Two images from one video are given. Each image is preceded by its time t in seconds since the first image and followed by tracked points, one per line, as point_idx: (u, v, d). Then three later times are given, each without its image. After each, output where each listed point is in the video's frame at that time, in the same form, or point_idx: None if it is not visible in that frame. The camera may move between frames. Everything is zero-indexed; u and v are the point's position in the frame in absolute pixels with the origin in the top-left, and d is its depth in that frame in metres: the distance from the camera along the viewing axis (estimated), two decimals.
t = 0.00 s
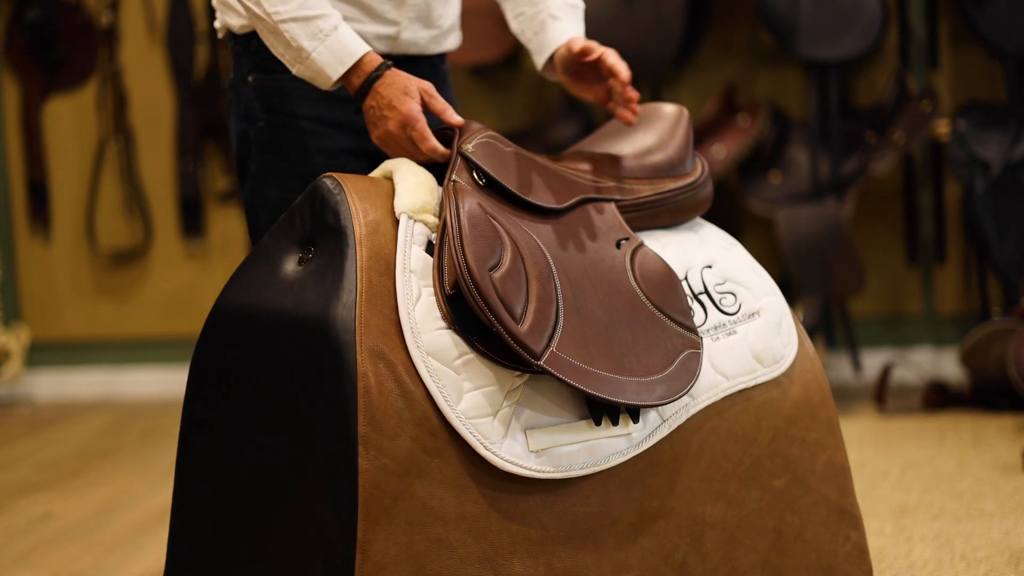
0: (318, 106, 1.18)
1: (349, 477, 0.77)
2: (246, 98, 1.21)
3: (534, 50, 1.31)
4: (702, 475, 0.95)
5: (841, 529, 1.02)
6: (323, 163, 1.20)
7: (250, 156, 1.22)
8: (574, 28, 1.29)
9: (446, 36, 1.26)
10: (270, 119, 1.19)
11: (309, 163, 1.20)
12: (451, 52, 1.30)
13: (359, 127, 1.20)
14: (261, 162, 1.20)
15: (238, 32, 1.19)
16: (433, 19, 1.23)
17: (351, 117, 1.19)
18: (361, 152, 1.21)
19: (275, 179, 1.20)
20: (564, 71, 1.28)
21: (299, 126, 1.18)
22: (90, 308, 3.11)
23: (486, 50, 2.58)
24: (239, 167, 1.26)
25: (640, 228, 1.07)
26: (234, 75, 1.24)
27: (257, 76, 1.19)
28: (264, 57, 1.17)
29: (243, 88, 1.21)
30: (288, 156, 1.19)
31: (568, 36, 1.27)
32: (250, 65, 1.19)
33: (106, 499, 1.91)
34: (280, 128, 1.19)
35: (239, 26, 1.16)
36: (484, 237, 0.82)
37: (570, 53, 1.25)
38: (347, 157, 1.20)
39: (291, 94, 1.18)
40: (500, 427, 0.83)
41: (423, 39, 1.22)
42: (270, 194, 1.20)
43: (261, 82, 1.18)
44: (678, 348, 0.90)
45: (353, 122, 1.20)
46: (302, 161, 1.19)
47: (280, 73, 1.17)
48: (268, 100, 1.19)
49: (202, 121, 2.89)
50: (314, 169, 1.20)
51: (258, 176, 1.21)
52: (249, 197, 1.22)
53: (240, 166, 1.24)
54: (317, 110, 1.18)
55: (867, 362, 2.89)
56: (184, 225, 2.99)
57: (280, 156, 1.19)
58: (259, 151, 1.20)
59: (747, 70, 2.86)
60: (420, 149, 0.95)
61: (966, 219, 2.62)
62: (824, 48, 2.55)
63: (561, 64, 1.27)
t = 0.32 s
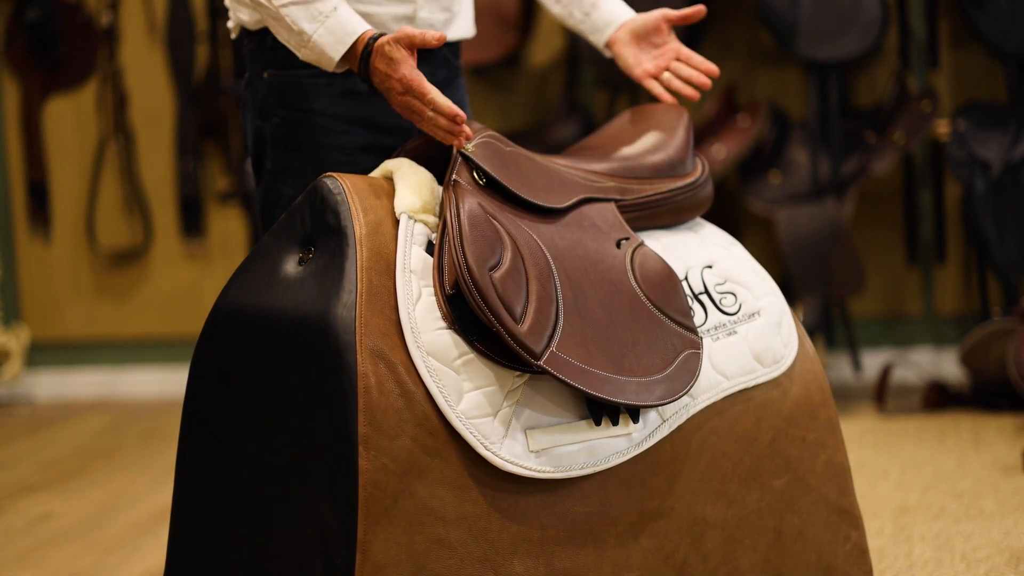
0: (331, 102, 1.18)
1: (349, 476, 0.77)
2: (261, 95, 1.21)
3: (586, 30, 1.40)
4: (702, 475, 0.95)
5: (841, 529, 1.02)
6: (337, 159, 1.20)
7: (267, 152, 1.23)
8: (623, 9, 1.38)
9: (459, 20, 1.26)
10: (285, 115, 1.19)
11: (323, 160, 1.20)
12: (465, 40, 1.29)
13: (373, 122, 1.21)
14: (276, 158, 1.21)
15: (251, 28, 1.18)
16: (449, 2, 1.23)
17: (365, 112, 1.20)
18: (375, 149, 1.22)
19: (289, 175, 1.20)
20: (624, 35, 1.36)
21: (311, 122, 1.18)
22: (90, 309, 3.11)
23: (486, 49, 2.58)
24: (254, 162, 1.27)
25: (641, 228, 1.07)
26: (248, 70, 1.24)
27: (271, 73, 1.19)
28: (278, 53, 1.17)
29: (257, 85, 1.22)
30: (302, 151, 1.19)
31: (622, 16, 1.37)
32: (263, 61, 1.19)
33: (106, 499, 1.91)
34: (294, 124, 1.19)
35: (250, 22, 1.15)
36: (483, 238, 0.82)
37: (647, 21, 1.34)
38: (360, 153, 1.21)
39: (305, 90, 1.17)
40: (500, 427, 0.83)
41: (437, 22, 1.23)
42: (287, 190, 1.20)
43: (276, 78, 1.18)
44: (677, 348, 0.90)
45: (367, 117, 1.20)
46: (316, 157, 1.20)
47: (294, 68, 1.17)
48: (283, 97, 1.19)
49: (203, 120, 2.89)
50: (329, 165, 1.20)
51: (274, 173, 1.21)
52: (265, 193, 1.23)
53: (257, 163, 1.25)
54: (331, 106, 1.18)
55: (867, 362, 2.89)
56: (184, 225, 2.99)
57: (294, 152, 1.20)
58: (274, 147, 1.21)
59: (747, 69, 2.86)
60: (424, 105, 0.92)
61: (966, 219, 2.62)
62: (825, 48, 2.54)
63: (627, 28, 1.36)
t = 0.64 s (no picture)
0: (334, 101, 1.18)
1: (349, 476, 0.77)
2: (265, 94, 1.21)
3: (577, 35, 1.40)
4: (702, 475, 0.95)
5: (841, 529, 1.02)
6: (339, 158, 1.20)
7: (270, 151, 1.22)
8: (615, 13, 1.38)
9: (461, 16, 1.27)
10: (287, 115, 1.19)
11: (326, 158, 1.20)
12: (468, 35, 1.30)
13: (376, 120, 1.21)
14: (278, 157, 1.21)
15: (254, 27, 1.18)
16: None
17: (368, 111, 1.20)
18: (377, 147, 1.22)
19: (292, 174, 1.20)
20: (619, 41, 1.37)
21: (314, 121, 1.18)
22: (90, 309, 3.11)
23: (486, 49, 2.58)
24: (257, 163, 1.27)
25: (641, 228, 1.07)
26: (251, 71, 1.24)
27: (274, 72, 1.19)
28: (281, 51, 1.17)
29: (260, 85, 1.22)
30: (305, 151, 1.19)
31: (614, 20, 1.37)
32: (266, 60, 1.19)
33: (106, 499, 1.91)
34: (297, 123, 1.19)
35: (253, 19, 1.15)
36: (483, 238, 0.82)
37: (639, 23, 1.34)
38: (363, 151, 1.21)
39: (308, 88, 1.17)
40: (500, 427, 0.83)
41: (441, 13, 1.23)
42: (290, 190, 1.20)
43: (279, 77, 1.18)
44: (676, 347, 0.90)
45: (371, 115, 1.20)
46: (319, 156, 1.19)
47: (296, 67, 1.17)
48: (285, 96, 1.19)
49: (203, 120, 2.89)
50: (331, 165, 1.20)
51: (277, 172, 1.21)
52: (268, 193, 1.23)
53: (260, 164, 1.25)
54: (335, 105, 1.18)
55: (867, 362, 2.89)
56: (184, 225, 2.99)
57: (296, 152, 1.20)
58: (276, 147, 1.21)
59: (747, 69, 2.86)
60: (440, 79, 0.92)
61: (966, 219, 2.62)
62: (825, 47, 2.54)
63: (620, 33, 1.36)
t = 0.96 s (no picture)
0: (335, 100, 1.18)
1: (349, 476, 0.77)
2: (267, 94, 1.22)
3: (570, 42, 1.40)
4: (702, 475, 0.95)
5: (841, 529, 1.02)
6: (340, 157, 1.20)
7: (271, 151, 1.23)
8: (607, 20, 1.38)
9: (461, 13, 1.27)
10: (288, 114, 1.19)
11: (326, 157, 1.20)
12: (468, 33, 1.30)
13: (377, 120, 1.21)
14: (280, 157, 1.21)
15: (256, 27, 1.18)
16: None
17: (369, 111, 1.20)
18: (378, 147, 1.22)
19: (293, 174, 1.20)
20: (610, 52, 1.36)
21: (315, 121, 1.19)
22: (90, 308, 3.11)
23: (486, 49, 2.58)
24: (259, 162, 1.27)
25: (641, 227, 1.07)
26: (253, 70, 1.24)
27: (275, 72, 1.19)
28: (282, 51, 1.17)
29: (263, 85, 1.22)
30: (307, 150, 1.19)
31: (605, 28, 1.36)
32: (267, 61, 1.19)
33: (106, 499, 1.91)
34: (299, 122, 1.19)
35: (255, 20, 1.15)
36: (483, 238, 0.82)
37: (628, 35, 1.33)
38: (364, 151, 1.21)
39: (310, 88, 1.17)
40: (499, 427, 0.83)
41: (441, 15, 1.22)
42: (291, 189, 1.20)
43: (280, 77, 1.18)
44: (677, 347, 0.90)
45: (372, 115, 1.20)
46: (320, 156, 1.20)
47: (297, 67, 1.17)
48: (286, 96, 1.19)
49: (203, 121, 2.89)
50: (332, 164, 1.20)
51: (278, 172, 1.21)
52: (270, 193, 1.23)
53: (262, 163, 1.25)
54: (335, 104, 1.18)
55: (867, 362, 2.89)
56: (184, 225, 3.00)
57: (298, 151, 1.20)
58: (278, 146, 1.21)
59: (747, 69, 2.86)
60: (441, 102, 0.90)
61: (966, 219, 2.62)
62: (825, 48, 2.54)
63: (610, 44, 1.35)
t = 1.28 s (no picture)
0: (334, 100, 1.18)
1: (349, 476, 0.77)
2: (267, 94, 1.22)
3: (570, 43, 1.40)
4: (702, 475, 0.95)
5: (841, 529, 1.02)
6: (340, 157, 1.20)
7: (271, 152, 1.23)
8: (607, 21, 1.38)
9: (463, 15, 1.26)
10: (288, 115, 1.19)
11: (327, 158, 1.20)
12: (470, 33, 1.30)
13: (377, 120, 1.21)
14: (281, 157, 1.21)
15: (257, 27, 1.18)
16: None
17: (368, 111, 1.20)
18: (377, 147, 1.22)
19: (293, 173, 1.20)
20: (610, 51, 1.36)
21: (316, 121, 1.19)
22: (90, 309, 3.11)
23: (486, 49, 2.57)
24: (260, 162, 1.27)
25: (640, 228, 1.07)
26: (254, 70, 1.24)
27: (275, 73, 1.19)
28: (283, 51, 1.17)
29: (263, 85, 1.22)
30: (307, 151, 1.19)
31: (605, 29, 1.36)
32: (268, 61, 1.19)
33: (106, 500, 1.91)
34: (299, 122, 1.19)
35: (255, 21, 1.15)
36: (483, 239, 0.82)
37: (628, 35, 1.33)
38: (364, 151, 1.21)
39: (310, 88, 1.17)
40: (500, 427, 0.83)
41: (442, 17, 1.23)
42: (291, 190, 1.21)
43: (280, 77, 1.19)
44: (677, 347, 0.90)
45: (373, 115, 1.20)
46: (321, 156, 1.20)
47: (297, 67, 1.17)
48: (287, 96, 1.19)
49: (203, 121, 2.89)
50: (332, 165, 1.20)
51: (279, 172, 1.21)
52: (271, 193, 1.23)
53: (263, 163, 1.25)
54: (335, 104, 1.18)
55: (867, 362, 2.89)
56: (184, 225, 3.00)
57: (298, 152, 1.20)
58: (278, 146, 1.21)
59: (747, 70, 2.86)
60: (441, 104, 0.91)
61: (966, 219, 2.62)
62: (825, 48, 2.54)
63: (609, 44, 1.35)
